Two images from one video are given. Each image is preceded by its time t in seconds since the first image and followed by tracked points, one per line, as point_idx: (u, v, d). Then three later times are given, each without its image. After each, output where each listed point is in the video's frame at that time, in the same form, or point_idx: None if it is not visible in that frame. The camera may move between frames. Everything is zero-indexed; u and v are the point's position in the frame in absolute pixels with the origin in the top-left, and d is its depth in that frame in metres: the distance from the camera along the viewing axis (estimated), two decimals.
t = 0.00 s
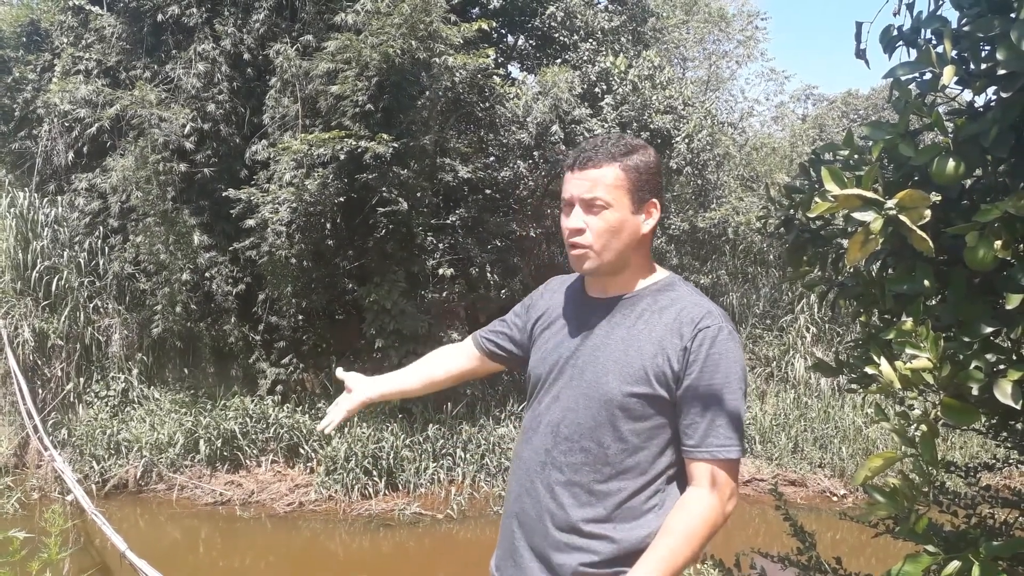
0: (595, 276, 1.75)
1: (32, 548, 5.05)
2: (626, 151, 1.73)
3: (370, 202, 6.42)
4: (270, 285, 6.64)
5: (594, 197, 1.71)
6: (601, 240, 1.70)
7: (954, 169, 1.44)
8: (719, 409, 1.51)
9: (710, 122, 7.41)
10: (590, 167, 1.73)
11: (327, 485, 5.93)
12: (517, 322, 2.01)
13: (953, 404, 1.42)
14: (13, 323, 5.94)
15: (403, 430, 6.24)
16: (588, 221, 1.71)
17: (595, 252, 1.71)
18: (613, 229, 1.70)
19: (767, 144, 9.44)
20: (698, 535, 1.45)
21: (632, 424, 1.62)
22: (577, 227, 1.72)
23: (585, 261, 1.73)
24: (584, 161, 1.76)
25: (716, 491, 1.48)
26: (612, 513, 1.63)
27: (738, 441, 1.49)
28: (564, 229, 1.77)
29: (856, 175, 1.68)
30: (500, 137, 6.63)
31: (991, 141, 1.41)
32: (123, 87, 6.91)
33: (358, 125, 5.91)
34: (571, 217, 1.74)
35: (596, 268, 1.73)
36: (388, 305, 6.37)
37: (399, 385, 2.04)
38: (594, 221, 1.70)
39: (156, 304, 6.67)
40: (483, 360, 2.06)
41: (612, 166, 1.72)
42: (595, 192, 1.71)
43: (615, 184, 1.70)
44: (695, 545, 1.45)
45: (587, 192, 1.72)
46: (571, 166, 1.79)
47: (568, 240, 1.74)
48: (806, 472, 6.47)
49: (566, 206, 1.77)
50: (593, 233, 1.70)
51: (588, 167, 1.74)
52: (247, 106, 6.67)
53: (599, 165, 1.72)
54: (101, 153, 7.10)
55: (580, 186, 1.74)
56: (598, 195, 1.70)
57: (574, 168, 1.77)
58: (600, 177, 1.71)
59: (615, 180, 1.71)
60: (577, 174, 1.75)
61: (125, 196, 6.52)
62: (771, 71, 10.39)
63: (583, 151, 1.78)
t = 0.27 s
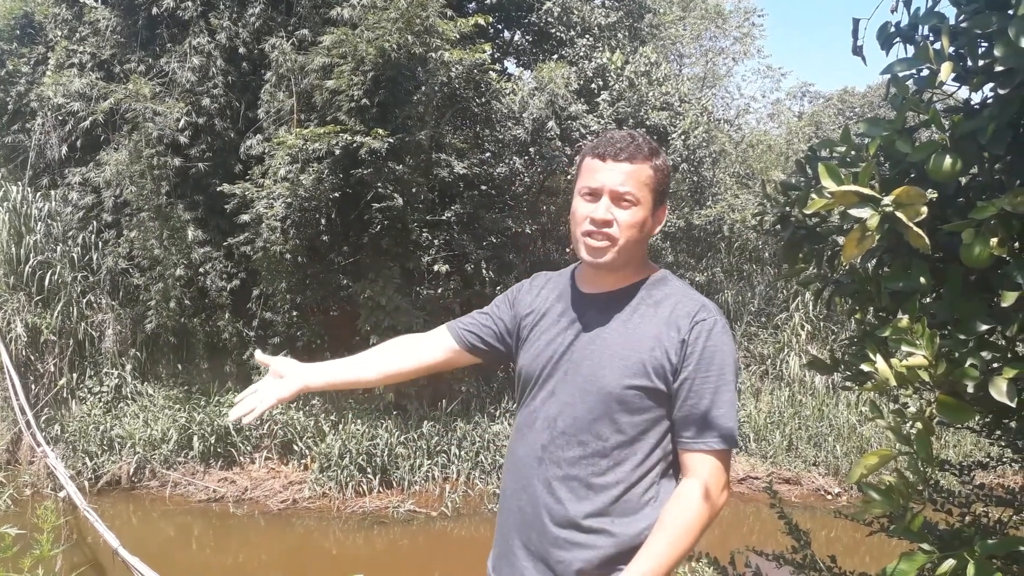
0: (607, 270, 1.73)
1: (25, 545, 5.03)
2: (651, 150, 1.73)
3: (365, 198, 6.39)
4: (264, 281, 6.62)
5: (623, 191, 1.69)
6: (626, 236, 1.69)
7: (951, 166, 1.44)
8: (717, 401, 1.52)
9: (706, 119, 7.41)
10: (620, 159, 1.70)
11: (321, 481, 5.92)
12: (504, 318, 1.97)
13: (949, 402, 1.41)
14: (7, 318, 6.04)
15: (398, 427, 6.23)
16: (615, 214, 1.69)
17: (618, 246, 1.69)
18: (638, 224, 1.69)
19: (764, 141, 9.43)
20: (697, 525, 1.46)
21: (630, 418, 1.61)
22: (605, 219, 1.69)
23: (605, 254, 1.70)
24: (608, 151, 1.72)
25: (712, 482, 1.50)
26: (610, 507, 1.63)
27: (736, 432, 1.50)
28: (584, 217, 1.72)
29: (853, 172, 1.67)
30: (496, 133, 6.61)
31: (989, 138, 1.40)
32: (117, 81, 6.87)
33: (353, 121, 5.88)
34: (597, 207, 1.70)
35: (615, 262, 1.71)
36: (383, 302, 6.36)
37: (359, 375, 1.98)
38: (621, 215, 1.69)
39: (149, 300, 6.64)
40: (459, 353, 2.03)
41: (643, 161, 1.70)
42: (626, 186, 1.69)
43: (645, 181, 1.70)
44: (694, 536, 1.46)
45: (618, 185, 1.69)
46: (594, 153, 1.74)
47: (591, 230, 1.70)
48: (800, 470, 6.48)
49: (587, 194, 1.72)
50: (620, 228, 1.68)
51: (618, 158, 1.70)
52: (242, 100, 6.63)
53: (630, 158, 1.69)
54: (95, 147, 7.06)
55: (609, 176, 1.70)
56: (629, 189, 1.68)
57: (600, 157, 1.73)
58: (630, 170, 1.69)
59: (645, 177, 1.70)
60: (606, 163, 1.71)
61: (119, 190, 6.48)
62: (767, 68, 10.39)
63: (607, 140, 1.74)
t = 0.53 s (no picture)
0: (616, 278, 1.73)
1: (30, 550, 5.04)
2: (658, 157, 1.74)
3: (370, 203, 6.40)
4: (269, 285, 6.63)
5: (634, 198, 1.69)
6: (637, 243, 1.69)
7: (956, 170, 1.43)
8: (727, 407, 1.52)
9: (711, 123, 7.41)
10: (629, 166, 1.70)
11: (326, 486, 5.92)
12: (507, 324, 1.97)
13: (956, 407, 1.40)
14: (13, 323, 5.99)
15: (402, 432, 6.23)
16: (626, 221, 1.69)
17: (631, 253, 1.70)
18: (649, 232, 1.70)
19: (768, 145, 9.43)
20: (708, 530, 1.47)
21: (640, 425, 1.61)
22: (617, 226, 1.69)
23: (617, 261, 1.70)
24: (615, 157, 1.72)
25: (723, 488, 1.51)
26: (620, 515, 1.62)
27: (746, 437, 1.51)
28: (595, 224, 1.72)
29: (857, 177, 1.67)
30: (500, 138, 6.63)
31: (995, 142, 1.40)
32: (124, 87, 6.90)
33: (358, 126, 5.90)
34: (608, 215, 1.70)
35: (626, 270, 1.71)
36: (388, 306, 6.37)
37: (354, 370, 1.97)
38: (633, 222, 1.69)
39: (155, 305, 6.66)
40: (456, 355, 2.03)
41: (653, 167, 1.71)
42: (637, 193, 1.69)
43: (655, 188, 1.70)
44: (704, 541, 1.47)
45: (629, 192, 1.69)
46: (603, 160, 1.74)
47: (603, 238, 1.70)
48: (805, 475, 6.45)
49: (598, 202, 1.73)
50: (631, 235, 1.68)
51: (627, 165, 1.70)
52: (247, 106, 6.66)
53: (639, 165, 1.70)
54: (102, 153, 7.09)
55: (619, 184, 1.70)
56: (639, 197, 1.69)
57: (609, 163, 1.73)
58: (640, 177, 1.69)
59: (655, 183, 1.71)
60: (615, 170, 1.71)
61: (125, 195, 6.51)
62: (771, 73, 10.39)
63: (615, 147, 1.74)
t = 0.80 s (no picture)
0: (622, 280, 1.72)
1: (35, 545, 5.06)
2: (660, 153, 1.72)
3: (372, 199, 6.40)
4: (273, 281, 6.63)
5: (640, 202, 1.67)
6: (645, 247, 1.68)
7: (961, 166, 1.43)
8: (732, 408, 1.52)
9: (714, 119, 7.39)
10: (635, 168, 1.68)
11: (329, 482, 5.93)
12: (511, 323, 2.00)
13: (959, 403, 1.40)
14: (17, 319, 5.98)
15: (405, 428, 6.24)
16: (633, 225, 1.68)
17: (638, 257, 1.69)
18: (655, 234, 1.69)
19: (772, 142, 9.41)
20: (712, 530, 1.47)
21: (644, 425, 1.61)
22: (624, 231, 1.67)
23: (624, 266, 1.70)
24: (618, 158, 1.70)
25: (730, 489, 1.50)
26: (624, 514, 1.63)
27: (751, 438, 1.51)
28: (601, 229, 1.70)
29: (862, 172, 1.66)
30: (503, 134, 6.63)
31: (1000, 138, 1.39)
32: (127, 83, 6.91)
33: (361, 122, 5.90)
34: (614, 219, 1.68)
35: (633, 273, 1.71)
36: (390, 302, 6.38)
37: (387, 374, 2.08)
38: (640, 226, 1.68)
39: (158, 301, 6.67)
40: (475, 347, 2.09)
41: (657, 169, 1.69)
42: (643, 197, 1.67)
43: (661, 191, 1.68)
44: (709, 542, 1.47)
45: (635, 196, 1.67)
46: (608, 162, 1.71)
47: (610, 243, 1.69)
48: (808, 472, 6.45)
49: (603, 206, 1.71)
50: (639, 240, 1.67)
51: (632, 167, 1.68)
52: (250, 102, 6.66)
53: (645, 168, 1.68)
54: (105, 149, 7.10)
55: (625, 187, 1.68)
56: (646, 200, 1.67)
57: (614, 166, 1.70)
58: (645, 180, 1.67)
59: (661, 185, 1.68)
60: (620, 173, 1.69)
61: (128, 191, 6.52)
62: (775, 69, 10.37)
63: (619, 147, 1.71)
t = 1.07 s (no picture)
0: (608, 283, 1.72)
1: (29, 546, 5.05)
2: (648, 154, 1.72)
3: (369, 199, 6.40)
4: (268, 282, 6.62)
5: (620, 204, 1.68)
6: (627, 248, 1.68)
7: (956, 168, 1.43)
8: (715, 409, 1.50)
9: (710, 120, 7.40)
10: (613, 170, 1.69)
11: (325, 483, 5.92)
12: (517, 322, 2.04)
13: (954, 404, 1.40)
14: (12, 319, 6.05)
15: (402, 429, 6.23)
16: (615, 227, 1.68)
17: (622, 259, 1.69)
18: (637, 235, 1.69)
19: (768, 142, 9.43)
20: (699, 533, 1.46)
21: (631, 427, 1.61)
22: (605, 233, 1.68)
23: (608, 267, 1.70)
24: (600, 160, 1.71)
25: (717, 493, 1.49)
26: (615, 516, 1.62)
27: (736, 439, 1.49)
28: (583, 233, 1.71)
29: (858, 174, 1.66)
30: (500, 135, 6.63)
31: (995, 139, 1.39)
32: (123, 83, 6.89)
33: (358, 122, 5.89)
34: (595, 222, 1.69)
35: (618, 275, 1.71)
36: (387, 303, 6.39)
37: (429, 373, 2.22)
38: (622, 228, 1.68)
39: (154, 301, 6.66)
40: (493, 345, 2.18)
41: (637, 170, 1.69)
42: (623, 198, 1.67)
43: (642, 191, 1.69)
44: (697, 546, 1.45)
45: (615, 198, 1.68)
46: (587, 166, 1.72)
47: (593, 247, 1.69)
48: (804, 472, 6.46)
49: (584, 209, 1.71)
50: (620, 241, 1.68)
51: (611, 170, 1.69)
52: (246, 102, 6.66)
53: (623, 169, 1.68)
54: (100, 149, 7.07)
55: (604, 190, 1.68)
56: (626, 202, 1.67)
57: (593, 169, 1.71)
58: (625, 181, 1.68)
59: (641, 186, 1.69)
60: (600, 176, 1.70)
61: (124, 191, 6.50)
62: (771, 70, 10.39)
63: (598, 150, 1.72)
